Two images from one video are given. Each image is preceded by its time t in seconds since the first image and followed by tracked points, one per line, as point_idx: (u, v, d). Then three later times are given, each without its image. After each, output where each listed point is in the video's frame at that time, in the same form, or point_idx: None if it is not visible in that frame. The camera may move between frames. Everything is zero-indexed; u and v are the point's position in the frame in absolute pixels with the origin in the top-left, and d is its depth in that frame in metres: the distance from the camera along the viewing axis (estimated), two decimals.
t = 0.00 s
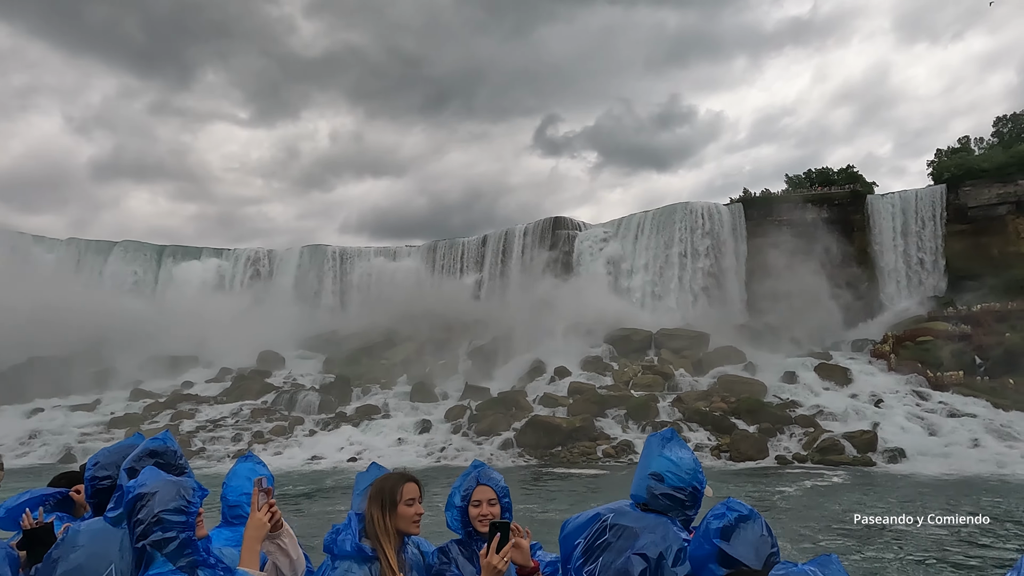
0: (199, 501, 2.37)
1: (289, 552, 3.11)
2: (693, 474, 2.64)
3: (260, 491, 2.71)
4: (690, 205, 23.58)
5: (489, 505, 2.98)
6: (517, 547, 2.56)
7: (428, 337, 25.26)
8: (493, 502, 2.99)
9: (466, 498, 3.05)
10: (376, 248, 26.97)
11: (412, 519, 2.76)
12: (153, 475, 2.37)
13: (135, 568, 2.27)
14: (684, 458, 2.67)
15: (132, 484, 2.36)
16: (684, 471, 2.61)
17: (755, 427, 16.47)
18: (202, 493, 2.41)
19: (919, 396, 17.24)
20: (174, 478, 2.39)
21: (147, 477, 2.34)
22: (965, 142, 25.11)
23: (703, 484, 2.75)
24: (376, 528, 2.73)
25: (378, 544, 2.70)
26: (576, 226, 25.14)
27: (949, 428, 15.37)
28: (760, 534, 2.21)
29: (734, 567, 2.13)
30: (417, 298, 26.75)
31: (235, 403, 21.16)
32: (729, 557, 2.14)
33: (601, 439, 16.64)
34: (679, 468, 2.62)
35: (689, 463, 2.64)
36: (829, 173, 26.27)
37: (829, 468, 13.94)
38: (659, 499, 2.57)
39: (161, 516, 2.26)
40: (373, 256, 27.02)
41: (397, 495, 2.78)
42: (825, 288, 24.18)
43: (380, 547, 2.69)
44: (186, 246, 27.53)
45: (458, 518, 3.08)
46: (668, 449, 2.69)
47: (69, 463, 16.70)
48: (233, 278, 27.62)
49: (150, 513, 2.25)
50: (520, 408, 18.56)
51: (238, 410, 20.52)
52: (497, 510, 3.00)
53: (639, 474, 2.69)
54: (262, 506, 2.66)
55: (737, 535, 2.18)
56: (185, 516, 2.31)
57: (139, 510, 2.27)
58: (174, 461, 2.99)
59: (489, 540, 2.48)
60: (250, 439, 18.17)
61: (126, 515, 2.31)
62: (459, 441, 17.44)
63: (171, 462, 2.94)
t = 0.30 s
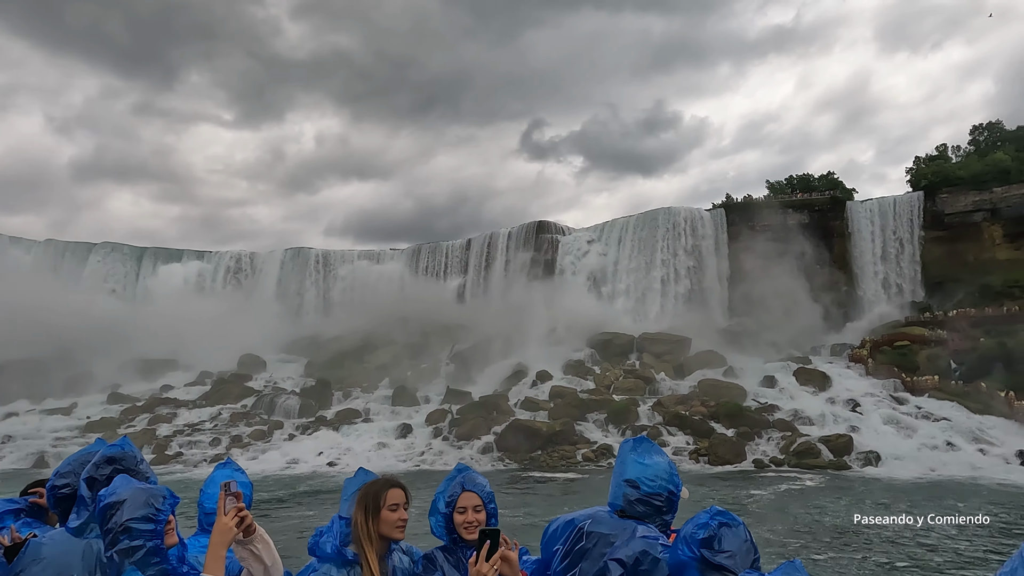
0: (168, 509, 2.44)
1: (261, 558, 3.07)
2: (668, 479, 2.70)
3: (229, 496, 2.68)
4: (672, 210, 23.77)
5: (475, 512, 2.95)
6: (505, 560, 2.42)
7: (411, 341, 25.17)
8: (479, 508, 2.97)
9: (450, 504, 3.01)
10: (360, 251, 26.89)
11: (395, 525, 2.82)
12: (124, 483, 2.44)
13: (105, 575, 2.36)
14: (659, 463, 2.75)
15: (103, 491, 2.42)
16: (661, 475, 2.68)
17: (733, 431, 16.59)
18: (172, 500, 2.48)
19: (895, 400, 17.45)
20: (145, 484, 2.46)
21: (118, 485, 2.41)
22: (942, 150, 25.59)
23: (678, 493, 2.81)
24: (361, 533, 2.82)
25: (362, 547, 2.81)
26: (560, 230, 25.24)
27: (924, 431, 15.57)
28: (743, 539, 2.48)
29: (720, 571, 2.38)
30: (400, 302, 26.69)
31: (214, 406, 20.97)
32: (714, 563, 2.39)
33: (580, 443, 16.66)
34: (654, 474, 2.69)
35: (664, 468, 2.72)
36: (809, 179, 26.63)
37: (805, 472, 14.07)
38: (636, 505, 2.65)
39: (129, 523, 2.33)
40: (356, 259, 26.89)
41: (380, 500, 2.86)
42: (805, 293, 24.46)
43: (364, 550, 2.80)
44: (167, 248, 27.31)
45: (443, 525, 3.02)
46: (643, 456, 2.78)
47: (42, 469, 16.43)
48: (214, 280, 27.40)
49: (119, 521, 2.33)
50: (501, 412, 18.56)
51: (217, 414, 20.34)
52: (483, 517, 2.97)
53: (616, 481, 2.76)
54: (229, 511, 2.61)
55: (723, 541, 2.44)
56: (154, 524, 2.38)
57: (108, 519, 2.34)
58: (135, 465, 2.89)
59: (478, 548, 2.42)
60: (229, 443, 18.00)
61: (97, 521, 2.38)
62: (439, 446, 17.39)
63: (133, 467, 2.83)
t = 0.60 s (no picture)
0: (142, 513, 2.45)
1: (236, 558, 2.94)
2: (643, 480, 2.78)
3: (198, 497, 2.65)
4: (651, 214, 23.96)
5: (448, 514, 2.94)
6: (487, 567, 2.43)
7: (390, 343, 25.03)
8: (452, 509, 2.95)
9: (423, 506, 2.98)
10: (339, 253, 26.72)
11: (372, 529, 2.82)
12: (99, 487, 2.47)
13: None
14: (633, 464, 2.83)
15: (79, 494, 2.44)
16: (635, 478, 2.76)
17: (707, 434, 16.72)
18: (146, 504, 2.49)
19: (867, 403, 17.69)
20: (120, 488, 2.48)
21: (93, 489, 2.43)
22: (915, 157, 26.12)
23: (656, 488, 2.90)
24: (338, 538, 2.86)
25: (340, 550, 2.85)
26: (540, 233, 25.31)
27: (894, 433, 15.81)
28: (721, 543, 2.41)
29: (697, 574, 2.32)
30: (378, 304, 26.56)
31: (187, 409, 20.68)
32: (693, 567, 2.34)
33: (556, 446, 16.67)
34: (630, 475, 2.77)
35: (639, 469, 2.79)
36: (786, 185, 27.02)
37: (777, 474, 14.22)
38: (613, 508, 2.74)
39: (101, 527, 2.34)
40: (336, 261, 26.74)
41: (356, 505, 2.86)
42: (782, 297, 24.77)
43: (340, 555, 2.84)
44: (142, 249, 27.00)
45: (415, 528, 3.00)
46: (618, 458, 2.87)
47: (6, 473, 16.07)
48: (190, 281, 27.18)
49: (90, 525, 2.34)
50: (478, 415, 18.53)
51: (190, 417, 20.08)
52: (456, 519, 2.96)
53: (593, 484, 2.84)
54: (199, 513, 2.60)
55: (700, 544, 2.37)
56: (127, 528, 2.39)
57: (82, 522, 2.36)
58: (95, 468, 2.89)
59: (456, 553, 2.40)
60: (201, 447, 17.76)
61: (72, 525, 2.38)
62: (415, 449, 17.30)
63: (92, 470, 2.86)
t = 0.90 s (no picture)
0: (124, 503, 2.41)
1: (220, 548, 2.77)
2: (625, 472, 2.85)
3: (178, 486, 2.48)
4: (629, 216, 24.10)
5: (427, 507, 2.93)
6: (471, 562, 2.56)
7: (368, 344, 24.88)
8: (431, 502, 2.95)
9: (401, 500, 2.96)
10: (317, 253, 26.55)
11: (347, 525, 2.73)
12: (83, 476, 2.43)
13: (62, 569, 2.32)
14: (613, 457, 2.90)
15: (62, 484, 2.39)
16: (616, 471, 2.83)
17: (682, 434, 16.86)
18: (130, 493, 2.45)
19: (838, 404, 17.96)
20: (103, 477, 2.43)
21: (76, 479, 2.38)
22: (887, 163, 26.63)
23: (636, 480, 2.97)
24: (315, 533, 2.75)
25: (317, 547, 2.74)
26: (519, 235, 25.37)
27: (863, 434, 16.09)
28: (702, 534, 2.64)
29: (680, 564, 2.52)
30: (356, 305, 26.40)
31: (159, 410, 20.35)
32: (676, 557, 2.55)
33: (531, 447, 16.67)
34: (611, 469, 2.84)
35: (620, 462, 2.87)
36: (762, 189, 27.40)
37: (748, 474, 14.37)
38: (596, 501, 2.79)
39: (84, 517, 2.31)
40: (314, 261, 26.55)
41: (331, 500, 2.76)
42: (758, 299, 25.07)
43: (318, 551, 2.73)
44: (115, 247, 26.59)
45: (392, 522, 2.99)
46: (600, 452, 2.93)
47: None
48: (166, 279, 26.86)
49: (72, 514, 2.30)
50: (455, 416, 18.50)
51: (162, 418, 19.78)
52: (434, 512, 2.95)
53: (576, 477, 2.89)
54: (178, 503, 2.46)
55: (682, 535, 2.60)
56: (108, 517, 2.35)
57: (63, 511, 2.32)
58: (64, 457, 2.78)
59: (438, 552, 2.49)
60: (173, 448, 17.51)
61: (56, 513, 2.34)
62: (390, 449, 17.22)
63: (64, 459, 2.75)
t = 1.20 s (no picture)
0: (113, 493, 2.33)
1: (215, 536, 2.69)
2: (611, 463, 2.82)
3: (161, 476, 2.48)
4: (608, 217, 24.22)
5: (414, 499, 2.86)
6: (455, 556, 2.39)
7: (344, 343, 24.70)
8: (419, 495, 2.88)
9: (387, 493, 2.88)
10: (295, 252, 26.41)
11: (338, 518, 2.53)
12: (73, 468, 2.34)
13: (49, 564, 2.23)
14: (600, 448, 2.87)
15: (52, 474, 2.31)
16: (604, 461, 2.79)
17: (655, 434, 16.97)
18: (118, 483, 2.36)
19: (809, 404, 18.21)
20: (94, 468, 2.35)
21: (66, 470, 2.31)
22: (861, 167, 27.09)
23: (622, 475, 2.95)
24: (302, 525, 2.52)
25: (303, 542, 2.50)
26: (497, 235, 25.40)
27: (832, 434, 16.34)
28: (688, 525, 2.63)
29: (665, 554, 2.51)
30: (334, 304, 26.21)
31: (129, 411, 20.02)
32: (662, 547, 2.53)
33: (506, 447, 16.65)
34: (596, 460, 2.80)
35: (605, 453, 2.83)
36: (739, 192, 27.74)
37: (719, 474, 14.49)
38: (582, 493, 2.76)
39: (71, 506, 2.22)
40: (290, 260, 26.41)
41: (320, 492, 2.54)
42: (733, 301, 25.33)
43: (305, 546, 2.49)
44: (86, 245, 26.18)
45: (378, 517, 2.88)
46: (588, 444, 2.91)
47: None
48: (139, 277, 26.53)
49: (60, 504, 2.22)
50: (430, 416, 18.44)
51: (133, 418, 19.46)
52: (421, 505, 2.89)
53: (562, 469, 2.88)
54: (160, 493, 2.44)
55: (668, 525, 2.58)
56: (95, 507, 2.26)
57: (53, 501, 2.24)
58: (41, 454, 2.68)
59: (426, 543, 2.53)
60: (142, 449, 17.23)
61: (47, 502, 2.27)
62: (364, 450, 17.11)
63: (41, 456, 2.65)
